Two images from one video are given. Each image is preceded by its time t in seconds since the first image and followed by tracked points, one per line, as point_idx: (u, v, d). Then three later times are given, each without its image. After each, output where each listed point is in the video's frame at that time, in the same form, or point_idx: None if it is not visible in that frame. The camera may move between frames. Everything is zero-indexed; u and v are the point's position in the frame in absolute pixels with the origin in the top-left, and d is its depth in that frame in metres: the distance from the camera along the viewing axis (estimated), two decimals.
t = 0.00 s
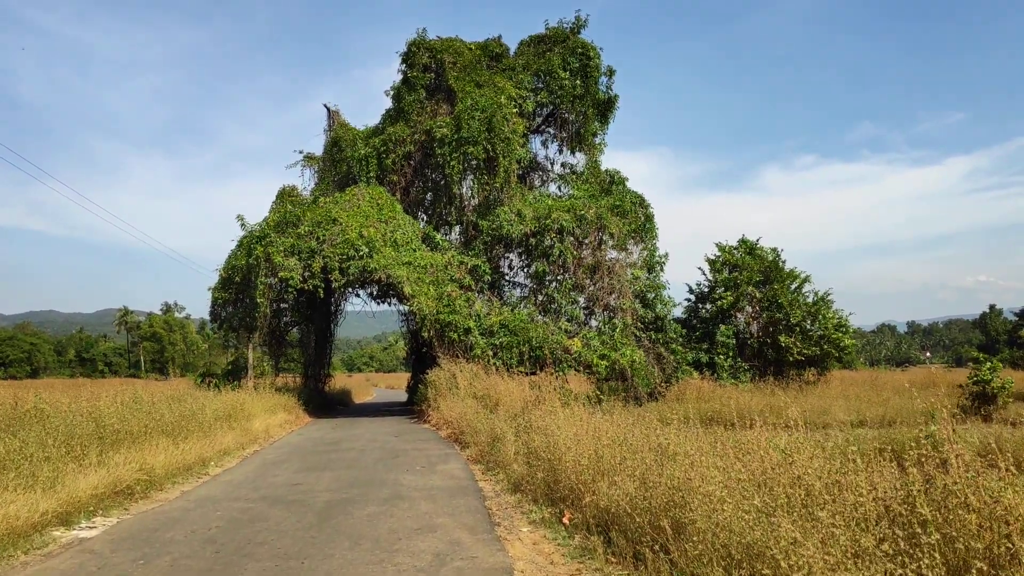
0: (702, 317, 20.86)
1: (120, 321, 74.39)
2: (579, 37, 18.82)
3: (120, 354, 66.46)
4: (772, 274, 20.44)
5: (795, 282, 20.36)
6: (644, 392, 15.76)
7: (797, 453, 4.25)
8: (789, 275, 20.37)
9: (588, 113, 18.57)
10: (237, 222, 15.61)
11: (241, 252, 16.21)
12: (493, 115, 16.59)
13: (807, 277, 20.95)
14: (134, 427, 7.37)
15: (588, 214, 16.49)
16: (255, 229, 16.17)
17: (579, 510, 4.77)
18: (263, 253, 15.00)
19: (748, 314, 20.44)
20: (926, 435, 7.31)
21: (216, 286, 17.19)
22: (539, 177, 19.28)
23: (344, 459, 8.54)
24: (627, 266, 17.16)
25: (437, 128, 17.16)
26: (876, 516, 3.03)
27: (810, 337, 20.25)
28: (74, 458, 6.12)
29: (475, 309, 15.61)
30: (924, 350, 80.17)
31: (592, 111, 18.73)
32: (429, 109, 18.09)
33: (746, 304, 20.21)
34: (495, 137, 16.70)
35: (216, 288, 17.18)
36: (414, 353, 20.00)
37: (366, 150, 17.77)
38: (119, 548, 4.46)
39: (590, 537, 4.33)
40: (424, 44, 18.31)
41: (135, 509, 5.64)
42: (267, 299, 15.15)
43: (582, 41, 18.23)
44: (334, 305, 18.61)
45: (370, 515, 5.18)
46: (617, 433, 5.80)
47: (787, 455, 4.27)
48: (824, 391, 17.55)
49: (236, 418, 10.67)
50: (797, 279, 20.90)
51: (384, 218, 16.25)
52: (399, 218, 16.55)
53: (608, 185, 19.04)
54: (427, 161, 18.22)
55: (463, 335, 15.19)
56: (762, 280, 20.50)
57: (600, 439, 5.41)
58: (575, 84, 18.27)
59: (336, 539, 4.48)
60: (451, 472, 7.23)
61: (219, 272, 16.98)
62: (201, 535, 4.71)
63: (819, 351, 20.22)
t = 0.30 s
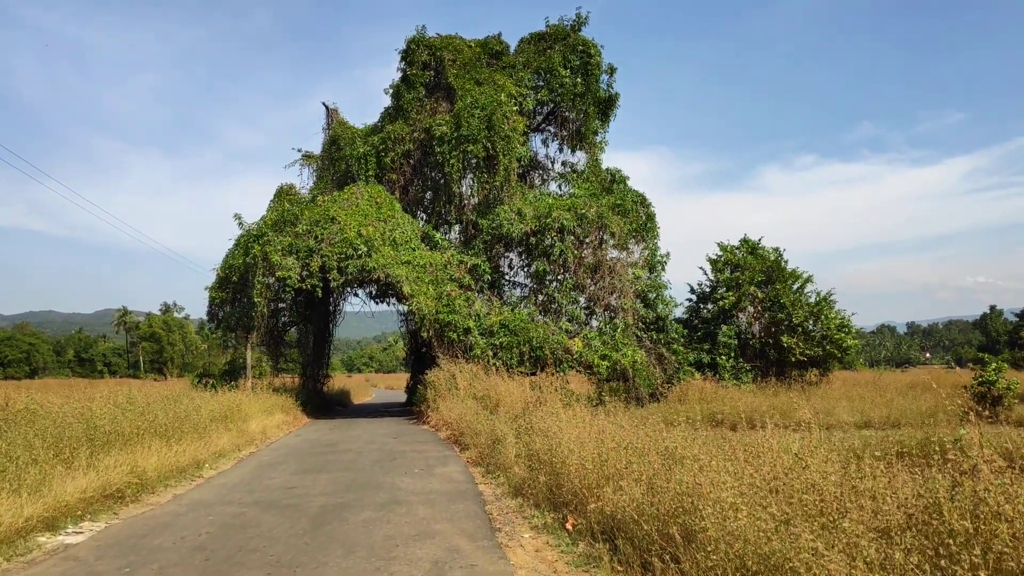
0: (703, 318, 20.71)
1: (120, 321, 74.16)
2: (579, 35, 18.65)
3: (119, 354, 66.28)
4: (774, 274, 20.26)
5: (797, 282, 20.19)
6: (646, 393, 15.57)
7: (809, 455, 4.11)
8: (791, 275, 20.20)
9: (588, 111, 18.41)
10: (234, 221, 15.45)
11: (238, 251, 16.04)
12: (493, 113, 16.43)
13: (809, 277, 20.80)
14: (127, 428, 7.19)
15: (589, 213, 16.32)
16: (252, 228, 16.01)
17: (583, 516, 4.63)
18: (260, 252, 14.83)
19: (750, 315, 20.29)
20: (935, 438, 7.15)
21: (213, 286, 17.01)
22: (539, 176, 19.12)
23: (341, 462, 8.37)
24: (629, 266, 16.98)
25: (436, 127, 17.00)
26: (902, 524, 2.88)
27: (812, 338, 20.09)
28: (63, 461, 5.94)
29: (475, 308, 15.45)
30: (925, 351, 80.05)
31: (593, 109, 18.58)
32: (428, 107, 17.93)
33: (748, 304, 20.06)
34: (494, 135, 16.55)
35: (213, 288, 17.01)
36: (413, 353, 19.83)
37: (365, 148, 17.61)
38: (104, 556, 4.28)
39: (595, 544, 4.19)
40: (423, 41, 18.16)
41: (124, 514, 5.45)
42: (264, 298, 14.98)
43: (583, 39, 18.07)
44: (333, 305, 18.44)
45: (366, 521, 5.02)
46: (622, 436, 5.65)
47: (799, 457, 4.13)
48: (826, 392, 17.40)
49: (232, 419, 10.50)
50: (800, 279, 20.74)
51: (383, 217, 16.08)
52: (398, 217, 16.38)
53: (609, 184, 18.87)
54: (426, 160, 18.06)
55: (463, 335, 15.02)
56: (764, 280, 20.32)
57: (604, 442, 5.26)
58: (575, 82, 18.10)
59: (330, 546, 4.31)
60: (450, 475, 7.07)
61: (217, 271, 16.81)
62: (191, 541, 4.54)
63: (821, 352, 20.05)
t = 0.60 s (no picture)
0: (706, 318, 20.52)
1: (121, 322, 74.00)
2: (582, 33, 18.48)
3: (120, 355, 66.24)
4: (778, 274, 20.05)
5: (801, 283, 19.99)
6: (649, 394, 15.39)
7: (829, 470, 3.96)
8: (795, 276, 20.00)
9: (591, 110, 18.24)
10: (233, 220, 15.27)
11: (237, 251, 15.87)
12: (495, 111, 16.25)
13: (813, 278, 20.61)
14: (120, 431, 7.00)
15: (592, 213, 16.14)
16: (251, 227, 15.83)
17: (590, 525, 4.46)
18: (259, 252, 14.66)
19: (753, 316, 20.10)
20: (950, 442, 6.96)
21: (212, 286, 16.82)
22: (541, 175, 18.94)
23: (339, 465, 8.18)
24: (631, 266, 16.77)
25: (437, 125, 16.83)
26: (927, 565, 2.76)
27: (816, 339, 19.90)
28: (51, 465, 5.75)
29: (476, 309, 15.26)
30: (927, 352, 79.81)
31: (596, 107, 18.40)
32: (429, 105, 17.76)
33: (751, 305, 19.86)
34: (496, 134, 16.37)
35: (211, 288, 16.81)
36: (414, 354, 19.65)
37: (365, 147, 17.44)
38: (90, 566, 4.10)
39: (604, 555, 4.03)
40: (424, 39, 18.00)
41: (114, 521, 5.26)
42: (263, 299, 14.80)
43: (585, 37, 17.91)
44: (333, 305, 18.27)
45: (364, 528, 4.83)
46: (630, 440, 5.48)
47: (819, 472, 3.99)
48: (831, 394, 17.20)
49: (229, 421, 10.31)
50: (803, 280, 20.55)
51: (383, 216, 15.90)
52: (398, 216, 16.20)
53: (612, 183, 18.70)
54: (427, 159, 17.88)
55: (464, 336, 14.84)
56: (768, 280, 20.12)
57: (611, 449, 5.11)
58: (578, 80, 17.92)
59: (325, 556, 4.12)
60: (451, 479, 6.89)
61: (215, 271, 16.62)
62: (182, 550, 4.36)
63: (826, 353, 19.85)
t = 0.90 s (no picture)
0: (708, 317, 20.34)
1: (120, 322, 73.70)
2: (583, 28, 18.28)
3: (120, 354, 66.08)
4: (782, 272, 19.84)
5: (804, 281, 19.80)
6: (651, 393, 15.25)
7: (846, 477, 3.82)
8: (798, 274, 19.80)
9: (592, 106, 18.05)
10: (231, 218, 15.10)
11: (234, 249, 15.68)
12: (495, 107, 16.06)
13: (816, 276, 20.42)
14: (112, 431, 6.83)
15: (593, 210, 15.96)
16: (249, 225, 15.64)
17: (596, 530, 4.31)
18: (257, 249, 14.48)
19: (756, 314, 19.91)
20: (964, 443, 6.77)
21: (209, 284, 16.64)
22: (541, 173, 18.76)
23: (337, 466, 8.00)
24: (633, 264, 16.57)
25: (436, 122, 16.64)
26: None
27: (819, 337, 19.71)
28: (38, 467, 5.57)
29: (476, 307, 15.08)
30: (927, 351, 79.63)
31: (597, 104, 18.21)
32: (429, 102, 17.58)
33: (754, 303, 19.67)
34: (497, 130, 16.18)
35: (209, 286, 16.64)
36: (414, 353, 19.47)
37: (364, 144, 17.26)
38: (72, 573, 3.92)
39: (611, 562, 3.89)
40: (424, 34, 17.82)
41: (102, 524, 5.09)
42: (260, 296, 14.63)
43: (587, 32, 17.72)
44: (332, 304, 18.11)
45: (361, 533, 4.66)
46: (637, 441, 5.32)
47: (835, 479, 3.85)
48: (835, 393, 17.01)
49: (225, 421, 10.13)
50: (806, 278, 20.37)
51: (382, 213, 15.71)
52: (398, 214, 16.01)
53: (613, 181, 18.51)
54: (426, 156, 17.70)
55: (464, 335, 14.66)
56: (771, 279, 19.92)
57: (617, 450, 4.96)
58: (579, 76, 17.73)
59: (319, 563, 3.95)
60: (451, 481, 6.72)
61: (213, 269, 16.44)
62: (170, 556, 4.18)
63: (829, 352, 19.65)
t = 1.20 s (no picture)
0: (711, 319, 20.13)
1: (121, 324, 73.57)
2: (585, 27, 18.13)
3: (120, 356, 65.89)
4: (786, 274, 19.62)
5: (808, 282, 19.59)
6: (654, 396, 15.06)
7: (863, 484, 3.64)
8: (802, 275, 19.59)
9: (594, 106, 17.88)
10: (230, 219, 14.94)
11: (233, 250, 15.51)
12: (496, 106, 15.90)
13: (821, 277, 20.23)
14: (102, 435, 6.65)
15: (595, 210, 15.78)
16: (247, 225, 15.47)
17: (600, 539, 4.14)
18: (255, 250, 14.32)
19: (760, 316, 19.70)
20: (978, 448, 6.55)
21: (207, 286, 16.46)
22: (543, 173, 18.59)
23: (334, 470, 7.81)
24: (636, 265, 16.36)
25: (437, 121, 16.48)
26: None
27: (823, 339, 19.49)
28: (23, 472, 5.39)
29: (477, 308, 14.90)
30: (931, 353, 79.26)
31: (599, 103, 18.05)
32: (430, 101, 17.42)
33: (758, 305, 19.48)
34: (498, 130, 16.01)
35: (207, 288, 16.46)
36: (415, 355, 19.29)
37: (364, 144, 17.12)
38: None
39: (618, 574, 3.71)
40: (424, 33, 17.69)
41: (87, 531, 4.91)
42: (259, 297, 14.45)
43: (589, 31, 17.57)
44: (332, 305, 17.95)
45: (355, 541, 4.48)
46: (643, 445, 5.13)
47: (852, 486, 3.67)
48: (841, 395, 16.78)
49: (221, 424, 9.94)
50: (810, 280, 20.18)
51: (382, 214, 15.54)
52: (397, 214, 15.83)
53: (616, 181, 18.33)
54: (427, 156, 17.53)
55: (464, 336, 14.47)
56: (775, 280, 19.72)
57: (622, 455, 4.78)
58: (581, 76, 17.57)
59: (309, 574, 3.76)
60: (450, 485, 6.52)
61: (211, 271, 16.27)
62: (155, 567, 4.00)
63: (833, 354, 19.42)
